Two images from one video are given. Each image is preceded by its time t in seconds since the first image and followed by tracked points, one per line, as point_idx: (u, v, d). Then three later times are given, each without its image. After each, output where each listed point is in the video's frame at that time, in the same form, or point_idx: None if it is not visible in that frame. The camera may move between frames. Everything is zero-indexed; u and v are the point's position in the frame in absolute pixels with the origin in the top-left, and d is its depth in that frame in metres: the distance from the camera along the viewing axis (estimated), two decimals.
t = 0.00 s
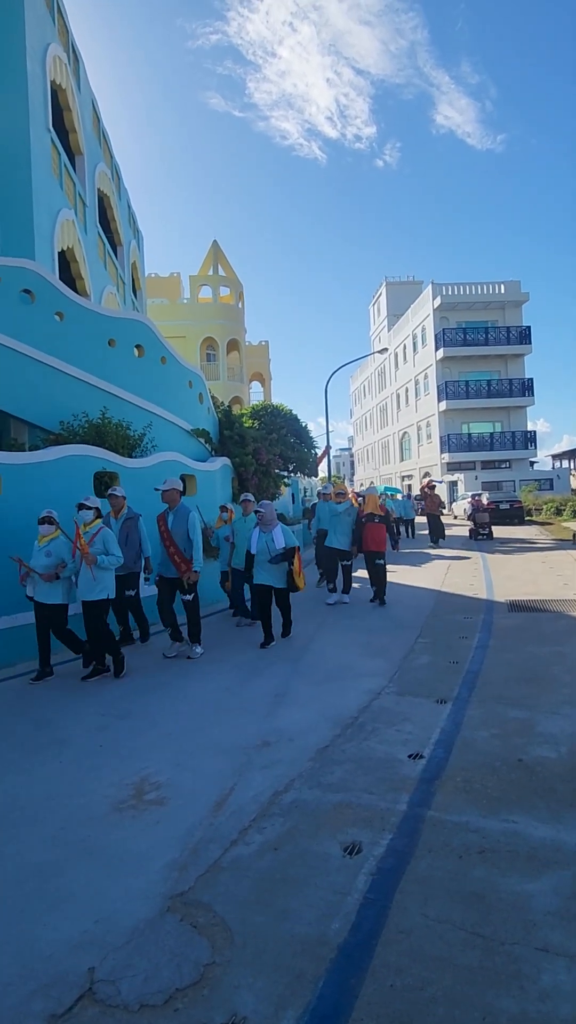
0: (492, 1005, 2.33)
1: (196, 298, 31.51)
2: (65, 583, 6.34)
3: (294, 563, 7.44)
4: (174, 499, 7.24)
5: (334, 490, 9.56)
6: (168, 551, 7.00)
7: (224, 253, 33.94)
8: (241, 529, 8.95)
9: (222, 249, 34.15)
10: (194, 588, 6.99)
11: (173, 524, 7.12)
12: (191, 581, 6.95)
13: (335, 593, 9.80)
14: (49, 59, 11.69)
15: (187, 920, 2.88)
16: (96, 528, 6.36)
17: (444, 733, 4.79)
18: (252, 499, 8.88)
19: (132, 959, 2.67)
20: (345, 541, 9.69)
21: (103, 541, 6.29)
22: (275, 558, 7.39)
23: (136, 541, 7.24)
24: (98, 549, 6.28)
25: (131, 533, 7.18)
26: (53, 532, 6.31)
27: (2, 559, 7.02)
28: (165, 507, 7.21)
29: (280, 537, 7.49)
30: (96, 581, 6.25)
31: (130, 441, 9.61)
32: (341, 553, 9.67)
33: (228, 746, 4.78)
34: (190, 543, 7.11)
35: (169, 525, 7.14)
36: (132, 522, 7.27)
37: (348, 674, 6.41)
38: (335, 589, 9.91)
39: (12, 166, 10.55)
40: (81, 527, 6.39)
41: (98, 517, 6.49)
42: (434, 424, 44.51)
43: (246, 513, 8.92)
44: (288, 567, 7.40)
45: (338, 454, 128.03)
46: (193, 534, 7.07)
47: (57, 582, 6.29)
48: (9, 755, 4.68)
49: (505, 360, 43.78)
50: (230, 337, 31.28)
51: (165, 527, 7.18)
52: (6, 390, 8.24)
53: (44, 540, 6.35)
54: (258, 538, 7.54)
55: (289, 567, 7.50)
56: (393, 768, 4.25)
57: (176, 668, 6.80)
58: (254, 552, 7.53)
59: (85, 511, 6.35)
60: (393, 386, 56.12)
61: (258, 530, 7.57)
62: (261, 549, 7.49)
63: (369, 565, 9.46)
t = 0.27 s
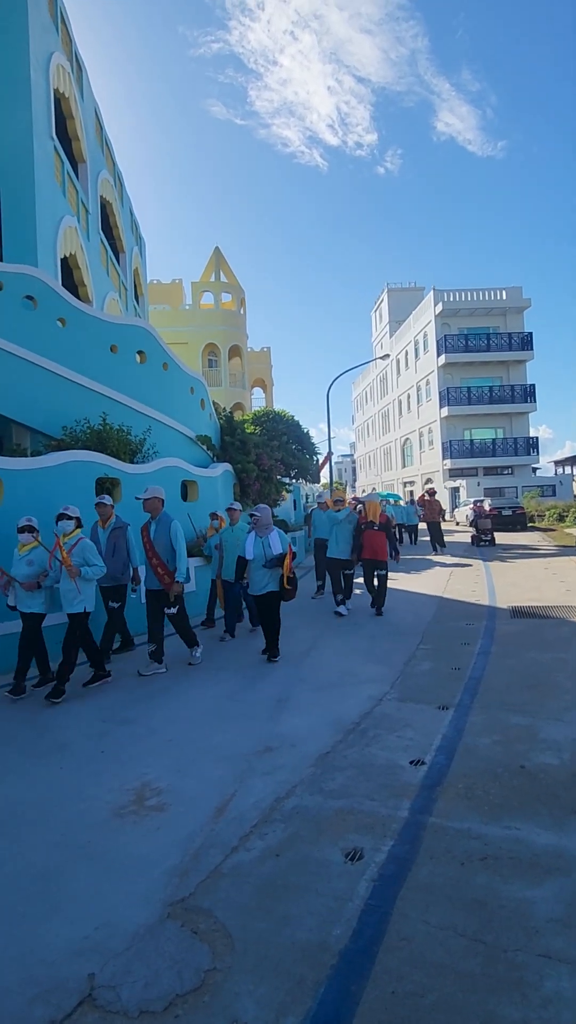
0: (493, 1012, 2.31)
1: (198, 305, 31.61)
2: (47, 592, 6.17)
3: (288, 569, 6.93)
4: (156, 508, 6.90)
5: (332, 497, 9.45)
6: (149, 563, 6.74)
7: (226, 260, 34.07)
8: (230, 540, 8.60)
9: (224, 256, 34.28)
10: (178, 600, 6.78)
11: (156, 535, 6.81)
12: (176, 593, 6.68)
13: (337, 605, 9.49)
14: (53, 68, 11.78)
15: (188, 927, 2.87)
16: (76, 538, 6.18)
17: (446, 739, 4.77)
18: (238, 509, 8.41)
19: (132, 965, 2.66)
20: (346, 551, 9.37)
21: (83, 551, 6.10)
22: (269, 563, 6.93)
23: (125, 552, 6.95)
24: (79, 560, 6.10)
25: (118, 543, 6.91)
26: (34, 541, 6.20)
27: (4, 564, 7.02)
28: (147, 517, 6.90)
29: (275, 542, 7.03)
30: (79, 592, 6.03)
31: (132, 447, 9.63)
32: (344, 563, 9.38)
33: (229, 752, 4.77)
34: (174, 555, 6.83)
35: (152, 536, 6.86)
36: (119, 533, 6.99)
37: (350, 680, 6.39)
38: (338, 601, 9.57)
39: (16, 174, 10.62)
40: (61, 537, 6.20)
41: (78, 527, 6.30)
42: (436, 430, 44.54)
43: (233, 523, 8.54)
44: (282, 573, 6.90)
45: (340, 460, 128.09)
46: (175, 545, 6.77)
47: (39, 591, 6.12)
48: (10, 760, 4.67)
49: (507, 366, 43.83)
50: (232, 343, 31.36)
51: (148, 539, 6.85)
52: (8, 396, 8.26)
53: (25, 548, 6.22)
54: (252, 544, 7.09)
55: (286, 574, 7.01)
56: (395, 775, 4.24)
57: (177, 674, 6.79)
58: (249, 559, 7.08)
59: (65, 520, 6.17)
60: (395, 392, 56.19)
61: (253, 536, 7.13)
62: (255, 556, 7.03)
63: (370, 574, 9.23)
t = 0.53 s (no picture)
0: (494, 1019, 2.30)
1: (198, 310, 31.67)
2: (21, 604, 6.00)
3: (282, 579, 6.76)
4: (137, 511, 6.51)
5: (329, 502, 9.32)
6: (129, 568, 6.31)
7: (226, 266, 34.16)
8: (218, 543, 8.54)
9: (224, 261, 34.38)
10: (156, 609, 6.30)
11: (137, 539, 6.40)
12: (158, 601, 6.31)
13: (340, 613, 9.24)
14: (52, 75, 11.83)
15: (187, 933, 2.85)
16: (51, 545, 6.03)
17: (446, 744, 4.75)
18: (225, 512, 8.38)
19: (131, 973, 2.64)
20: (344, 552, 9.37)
21: (56, 558, 5.96)
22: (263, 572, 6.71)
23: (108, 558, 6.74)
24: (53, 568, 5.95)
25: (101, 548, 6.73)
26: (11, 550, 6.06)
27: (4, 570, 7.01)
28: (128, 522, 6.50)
29: (270, 550, 6.84)
30: (50, 601, 5.84)
31: (132, 452, 9.63)
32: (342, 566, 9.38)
33: (229, 758, 4.75)
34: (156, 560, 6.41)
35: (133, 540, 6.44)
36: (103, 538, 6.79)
37: (350, 685, 6.37)
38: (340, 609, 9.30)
39: (16, 181, 10.66)
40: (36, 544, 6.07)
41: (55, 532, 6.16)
42: (437, 434, 44.56)
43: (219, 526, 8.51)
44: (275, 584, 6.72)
45: (340, 465, 128.14)
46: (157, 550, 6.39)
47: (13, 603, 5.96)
48: (10, 766, 4.65)
49: (507, 370, 43.89)
50: (232, 349, 31.42)
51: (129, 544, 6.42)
52: (8, 402, 8.27)
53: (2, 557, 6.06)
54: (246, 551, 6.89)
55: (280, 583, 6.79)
56: (396, 780, 4.22)
57: (177, 679, 6.77)
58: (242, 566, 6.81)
59: (39, 525, 6.04)
60: (396, 397, 56.25)
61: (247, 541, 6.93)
62: (248, 562, 6.82)
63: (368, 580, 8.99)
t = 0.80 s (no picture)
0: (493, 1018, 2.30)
1: (193, 313, 31.68)
2: None
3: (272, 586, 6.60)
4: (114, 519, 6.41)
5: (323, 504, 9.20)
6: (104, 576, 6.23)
7: (220, 269, 34.18)
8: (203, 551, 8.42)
9: (218, 265, 34.39)
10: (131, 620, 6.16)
11: (113, 547, 6.29)
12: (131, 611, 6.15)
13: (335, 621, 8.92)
14: (46, 80, 11.84)
15: (185, 936, 2.85)
16: (18, 551, 5.93)
17: (443, 744, 4.76)
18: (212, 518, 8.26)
19: (129, 976, 2.63)
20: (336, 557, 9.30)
21: (24, 565, 5.84)
22: (251, 579, 6.55)
23: (86, 565, 6.59)
24: (19, 575, 5.84)
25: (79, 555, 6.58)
26: None
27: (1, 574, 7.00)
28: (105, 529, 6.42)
29: (256, 556, 6.61)
30: (14, 609, 5.75)
31: (127, 456, 9.63)
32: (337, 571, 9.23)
33: (226, 760, 4.74)
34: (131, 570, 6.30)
35: (109, 548, 6.32)
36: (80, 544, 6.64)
37: (347, 687, 6.37)
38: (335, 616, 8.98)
39: (10, 186, 10.65)
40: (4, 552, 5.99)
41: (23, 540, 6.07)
42: (432, 436, 44.62)
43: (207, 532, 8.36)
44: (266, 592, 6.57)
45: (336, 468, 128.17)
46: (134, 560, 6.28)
47: None
48: (6, 771, 4.64)
49: (501, 372, 44.03)
50: (227, 351, 31.43)
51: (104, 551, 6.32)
52: (4, 406, 8.26)
53: None
54: (231, 557, 6.69)
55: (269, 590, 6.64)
56: (393, 780, 4.22)
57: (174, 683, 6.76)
58: (227, 574, 6.66)
59: (6, 532, 5.96)
60: (390, 399, 56.34)
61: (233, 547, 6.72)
62: (235, 571, 6.64)
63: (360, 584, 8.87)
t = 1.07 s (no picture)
0: (489, 1011, 2.32)
1: (184, 315, 31.64)
2: None
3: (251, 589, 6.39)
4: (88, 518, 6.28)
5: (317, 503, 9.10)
6: (78, 577, 6.03)
7: (212, 270, 34.16)
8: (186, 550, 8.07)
9: (209, 265, 34.36)
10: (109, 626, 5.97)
11: (87, 546, 6.18)
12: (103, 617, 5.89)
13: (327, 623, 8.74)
14: (35, 81, 11.82)
15: (184, 936, 2.86)
16: None
17: (439, 742, 4.79)
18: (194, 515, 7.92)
19: (129, 977, 2.64)
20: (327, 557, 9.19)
21: None
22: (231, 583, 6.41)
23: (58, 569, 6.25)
24: None
25: (50, 558, 6.24)
26: None
27: None
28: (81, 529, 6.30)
29: (237, 558, 6.46)
30: None
31: (120, 457, 9.63)
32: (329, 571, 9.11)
33: (223, 761, 4.76)
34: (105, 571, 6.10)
35: (84, 548, 6.20)
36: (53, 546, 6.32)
37: (342, 686, 6.40)
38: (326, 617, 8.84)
39: None
40: None
41: None
42: (424, 435, 44.73)
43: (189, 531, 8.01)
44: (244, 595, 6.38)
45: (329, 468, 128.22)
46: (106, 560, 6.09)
47: None
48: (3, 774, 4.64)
49: (492, 370, 44.20)
50: (219, 352, 31.43)
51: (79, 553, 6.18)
52: None
53: None
54: (214, 560, 6.58)
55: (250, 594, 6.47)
56: (389, 779, 4.25)
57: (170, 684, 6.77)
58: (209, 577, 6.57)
59: None
60: (382, 398, 56.46)
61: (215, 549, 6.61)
62: (217, 573, 6.53)
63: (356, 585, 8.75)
